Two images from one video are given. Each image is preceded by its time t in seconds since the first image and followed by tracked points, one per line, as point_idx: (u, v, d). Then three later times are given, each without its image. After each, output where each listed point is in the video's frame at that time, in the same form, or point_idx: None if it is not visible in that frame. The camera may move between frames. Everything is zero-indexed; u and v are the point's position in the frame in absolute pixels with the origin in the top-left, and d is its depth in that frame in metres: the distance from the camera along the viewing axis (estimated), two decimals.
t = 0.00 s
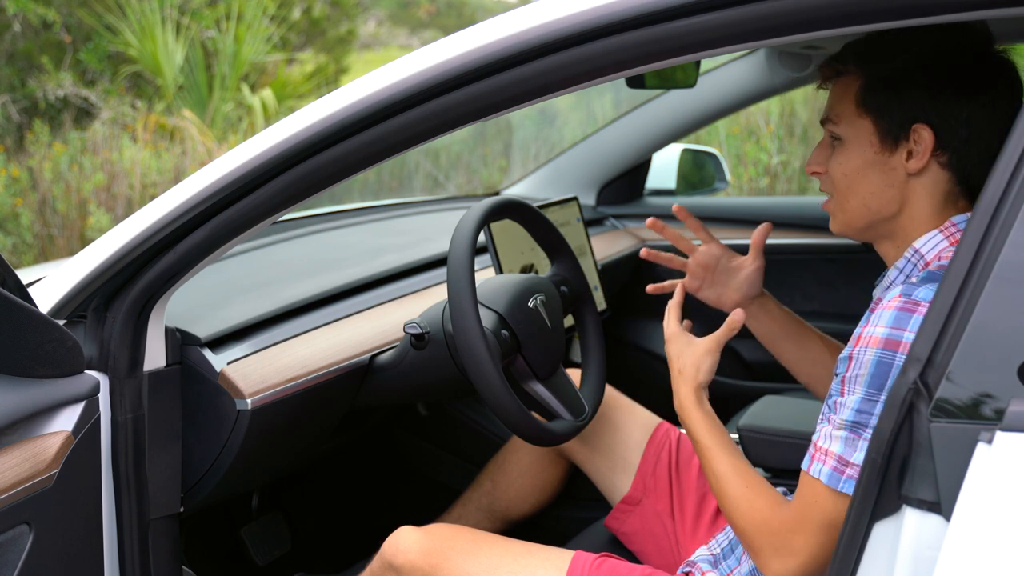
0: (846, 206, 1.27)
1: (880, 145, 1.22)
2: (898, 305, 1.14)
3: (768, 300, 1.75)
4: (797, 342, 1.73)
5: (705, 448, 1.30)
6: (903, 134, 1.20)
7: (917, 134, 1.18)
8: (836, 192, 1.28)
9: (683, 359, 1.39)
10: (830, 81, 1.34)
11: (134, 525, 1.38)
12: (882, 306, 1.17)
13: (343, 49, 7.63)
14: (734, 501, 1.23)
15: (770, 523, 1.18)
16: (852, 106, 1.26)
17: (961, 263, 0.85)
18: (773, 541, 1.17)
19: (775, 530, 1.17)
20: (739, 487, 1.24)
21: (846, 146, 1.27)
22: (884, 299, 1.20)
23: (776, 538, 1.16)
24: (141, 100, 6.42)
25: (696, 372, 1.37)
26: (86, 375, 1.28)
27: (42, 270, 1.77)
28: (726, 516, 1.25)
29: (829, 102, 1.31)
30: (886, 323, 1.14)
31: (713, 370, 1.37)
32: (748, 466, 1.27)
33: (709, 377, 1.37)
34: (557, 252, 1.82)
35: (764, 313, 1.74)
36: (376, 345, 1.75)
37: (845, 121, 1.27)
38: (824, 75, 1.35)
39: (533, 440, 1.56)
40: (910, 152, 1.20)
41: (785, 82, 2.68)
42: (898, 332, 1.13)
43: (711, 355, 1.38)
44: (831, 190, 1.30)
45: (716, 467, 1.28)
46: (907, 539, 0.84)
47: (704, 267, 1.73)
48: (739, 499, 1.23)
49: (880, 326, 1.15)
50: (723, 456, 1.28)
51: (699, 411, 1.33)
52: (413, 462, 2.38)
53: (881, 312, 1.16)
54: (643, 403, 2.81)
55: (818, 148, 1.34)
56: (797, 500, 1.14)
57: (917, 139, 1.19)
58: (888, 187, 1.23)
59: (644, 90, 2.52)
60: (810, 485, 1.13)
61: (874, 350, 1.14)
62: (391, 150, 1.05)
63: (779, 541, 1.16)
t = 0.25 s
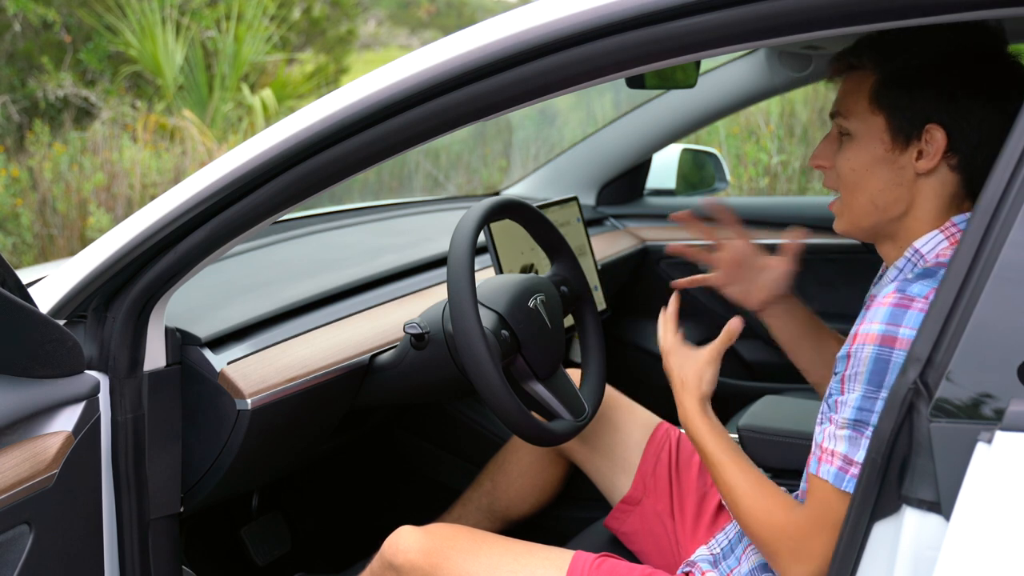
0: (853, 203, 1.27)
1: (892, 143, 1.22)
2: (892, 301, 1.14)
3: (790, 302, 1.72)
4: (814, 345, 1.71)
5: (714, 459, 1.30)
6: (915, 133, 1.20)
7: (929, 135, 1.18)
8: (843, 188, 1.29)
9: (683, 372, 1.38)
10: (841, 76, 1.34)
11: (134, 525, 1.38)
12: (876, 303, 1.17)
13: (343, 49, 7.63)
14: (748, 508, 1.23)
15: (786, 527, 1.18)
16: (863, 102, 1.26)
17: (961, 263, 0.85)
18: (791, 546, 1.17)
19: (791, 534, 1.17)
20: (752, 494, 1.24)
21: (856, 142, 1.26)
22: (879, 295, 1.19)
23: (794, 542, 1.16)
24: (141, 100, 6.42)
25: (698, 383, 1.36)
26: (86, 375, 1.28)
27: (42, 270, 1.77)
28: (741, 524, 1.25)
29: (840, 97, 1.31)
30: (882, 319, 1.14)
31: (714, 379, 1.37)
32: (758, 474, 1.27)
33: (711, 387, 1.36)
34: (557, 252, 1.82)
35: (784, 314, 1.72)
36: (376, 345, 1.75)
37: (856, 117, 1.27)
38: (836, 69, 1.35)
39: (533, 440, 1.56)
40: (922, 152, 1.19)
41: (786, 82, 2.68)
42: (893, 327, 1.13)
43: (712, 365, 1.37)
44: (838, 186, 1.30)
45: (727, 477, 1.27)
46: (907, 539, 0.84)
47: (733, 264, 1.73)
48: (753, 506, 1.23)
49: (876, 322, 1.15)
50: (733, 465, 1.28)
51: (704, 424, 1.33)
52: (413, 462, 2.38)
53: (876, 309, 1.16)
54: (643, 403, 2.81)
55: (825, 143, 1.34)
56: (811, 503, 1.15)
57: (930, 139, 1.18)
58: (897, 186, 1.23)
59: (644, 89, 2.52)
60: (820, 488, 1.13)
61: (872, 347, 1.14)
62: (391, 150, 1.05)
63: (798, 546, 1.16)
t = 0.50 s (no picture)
0: (851, 201, 1.28)
1: (884, 141, 1.23)
2: (900, 307, 1.15)
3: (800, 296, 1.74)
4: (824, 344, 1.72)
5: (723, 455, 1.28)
6: (907, 130, 1.21)
7: (919, 133, 1.19)
8: (842, 186, 1.30)
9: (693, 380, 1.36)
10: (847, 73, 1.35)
11: (134, 525, 1.38)
12: (883, 308, 1.17)
13: (343, 49, 7.62)
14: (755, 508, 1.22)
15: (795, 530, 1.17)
16: (861, 99, 1.27)
17: (961, 263, 0.85)
18: (797, 549, 1.16)
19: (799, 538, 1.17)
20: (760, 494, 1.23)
21: (853, 140, 1.28)
22: (885, 299, 1.20)
23: (802, 547, 1.16)
24: (141, 100, 6.42)
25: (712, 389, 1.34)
26: (86, 375, 1.28)
27: (42, 270, 1.77)
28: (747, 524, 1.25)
29: (843, 95, 1.32)
30: (889, 326, 1.14)
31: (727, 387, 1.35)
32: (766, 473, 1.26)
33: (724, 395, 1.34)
34: (557, 252, 1.82)
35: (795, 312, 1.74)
36: (376, 345, 1.75)
37: (854, 115, 1.28)
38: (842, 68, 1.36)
39: (533, 440, 1.56)
40: (913, 150, 1.20)
41: (786, 82, 2.69)
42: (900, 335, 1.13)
43: (724, 375, 1.36)
44: (838, 184, 1.31)
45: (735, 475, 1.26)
46: (907, 539, 0.84)
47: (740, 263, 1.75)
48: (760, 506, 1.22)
49: (882, 329, 1.15)
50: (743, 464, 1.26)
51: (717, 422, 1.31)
52: (413, 462, 2.38)
53: (882, 314, 1.17)
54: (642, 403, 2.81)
55: (829, 140, 1.35)
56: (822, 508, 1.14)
57: (920, 136, 1.19)
58: (890, 183, 1.23)
59: (644, 89, 2.52)
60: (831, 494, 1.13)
61: (878, 354, 1.14)
62: (391, 150, 1.05)
63: (805, 550, 1.16)
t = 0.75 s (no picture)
0: (859, 205, 1.28)
1: (887, 143, 1.23)
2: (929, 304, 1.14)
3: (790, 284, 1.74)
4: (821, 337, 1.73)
5: (721, 419, 1.27)
6: (909, 132, 1.21)
7: (921, 133, 1.19)
8: (848, 191, 1.30)
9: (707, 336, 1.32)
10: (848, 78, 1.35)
11: (134, 526, 1.38)
12: (911, 302, 1.17)
13: (343, 49, 7.62)
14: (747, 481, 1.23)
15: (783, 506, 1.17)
16: (862, 103, 1.27)
17: (961, 263, 0.85)
18: (783, 524, 1.17)
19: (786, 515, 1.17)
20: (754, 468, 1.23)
21: (856, 144, 1.28)
22: (913, 292, 1.20)
23: (788, 525, 1.16)
24: (141, 100, 6.42)
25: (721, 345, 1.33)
26: (86, 375, 1.28)
27: (42, 270, 1.77)
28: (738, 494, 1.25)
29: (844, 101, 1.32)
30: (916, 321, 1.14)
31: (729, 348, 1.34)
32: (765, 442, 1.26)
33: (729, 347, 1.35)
34: (558, 252, 1.82)
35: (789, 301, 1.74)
36: (376, 345, 1.75)
37: (855, 119, 1.28)
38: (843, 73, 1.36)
39: (533, 440, 1.56)
40: (916, 151, 1.20)
41: (786, 81, 2.68)
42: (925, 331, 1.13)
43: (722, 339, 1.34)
44: (845, 189, 1.31)
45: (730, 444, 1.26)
46: (907, 539, 0.84)
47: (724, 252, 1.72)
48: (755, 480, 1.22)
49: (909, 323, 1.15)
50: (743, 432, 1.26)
51: (723, 382, 1.29)
52: (413, 462, 2.38)
53: (909, 308, 1.17)
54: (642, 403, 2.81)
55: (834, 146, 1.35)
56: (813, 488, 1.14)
57: (922, 137, 1.19)
58: (897, 184, 1.23)
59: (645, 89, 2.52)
60: (826, 476, 1.13)
61: (901, 347, 1.14)
62: (391, 150, 1.05)
63: (790, 528, 1.16)
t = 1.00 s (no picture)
0: (855, 207, 1.28)
1: (882, 144, 1.24)
2: (926, 287, 1.17)
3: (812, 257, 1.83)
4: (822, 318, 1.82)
5: (719, 371, 1.33)
6: (902, 132, 1.21)
7: (917, 132, 1.19)
8: (843, 192, 1.31)
9: (724, 284, 1.39)
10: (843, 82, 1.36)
11: (134, 526, 1.38)
12: (911, 286, 1.20)
13: (343, 49, 7.62)
14: (730, 437, 1.28)
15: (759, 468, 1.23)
16: (856, 106, 1.28)
17: (961, 263, 0.85)
18: (757, 482, 1.23)
19: (762, 477, 1.22)
20: (740, 426, 1.28)
21: (850, 145, 1.29)
22: (913, 276, 1.23)
23: (760, 485, 1.22)
24: (141, 100, 6.42)
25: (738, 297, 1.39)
26: (86, 375, 1.28)
27: (42, 270, 1.77)
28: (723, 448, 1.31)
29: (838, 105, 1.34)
30: (911, 303, 1.17)
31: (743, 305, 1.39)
32: (760, 400, 1.30)
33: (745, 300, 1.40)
34: (558, 252, 1.82)
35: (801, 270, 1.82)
36: (376, 345, 1.75)
37: (849, 121, 1.29)
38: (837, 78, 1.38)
39: (533, 440, 1.56)
40: (910, 150, 1.21)
41: (785, 81, 2.68)
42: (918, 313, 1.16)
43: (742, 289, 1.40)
44: (841, 191, 1.31)
45: (723, 395, 1.31)
46: (907, 539, 0.84)
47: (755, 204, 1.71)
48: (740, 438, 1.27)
49: (903, 305, 1.18)
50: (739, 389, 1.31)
51: (730, 336, 1.35)
52: (413, 462, 2.38)
53: (908, 291, 1.19)
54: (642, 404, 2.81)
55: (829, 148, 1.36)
56: (790, 454, 1.18)
57: (916, 137, 1.20)
58: (893, 184, 1.23)
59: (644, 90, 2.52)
60: (803, 442, 1.16)
61: (893, 326, 1.17)
62: (391, 150, 1.05)
63: (763, 487, 1.22)
